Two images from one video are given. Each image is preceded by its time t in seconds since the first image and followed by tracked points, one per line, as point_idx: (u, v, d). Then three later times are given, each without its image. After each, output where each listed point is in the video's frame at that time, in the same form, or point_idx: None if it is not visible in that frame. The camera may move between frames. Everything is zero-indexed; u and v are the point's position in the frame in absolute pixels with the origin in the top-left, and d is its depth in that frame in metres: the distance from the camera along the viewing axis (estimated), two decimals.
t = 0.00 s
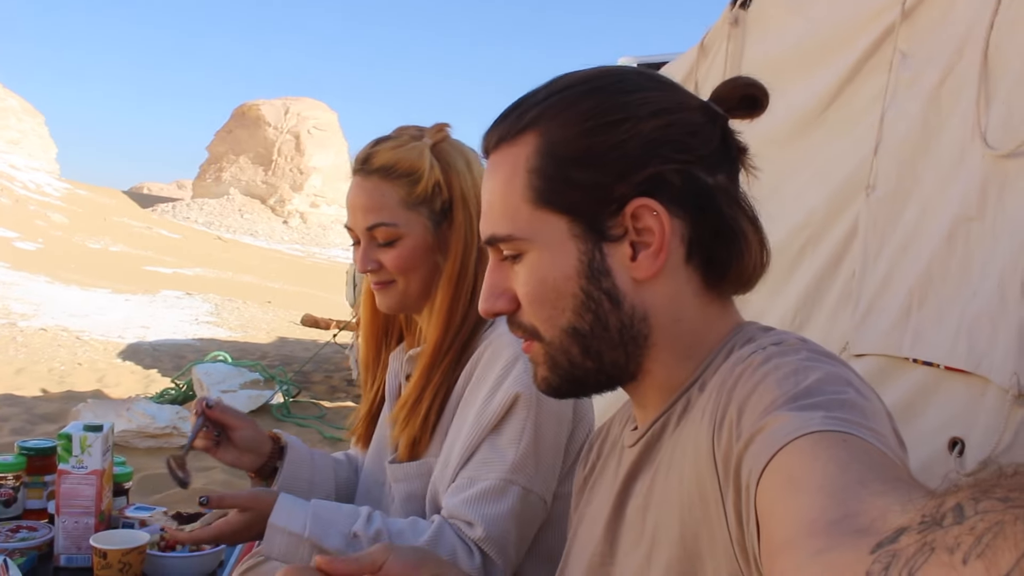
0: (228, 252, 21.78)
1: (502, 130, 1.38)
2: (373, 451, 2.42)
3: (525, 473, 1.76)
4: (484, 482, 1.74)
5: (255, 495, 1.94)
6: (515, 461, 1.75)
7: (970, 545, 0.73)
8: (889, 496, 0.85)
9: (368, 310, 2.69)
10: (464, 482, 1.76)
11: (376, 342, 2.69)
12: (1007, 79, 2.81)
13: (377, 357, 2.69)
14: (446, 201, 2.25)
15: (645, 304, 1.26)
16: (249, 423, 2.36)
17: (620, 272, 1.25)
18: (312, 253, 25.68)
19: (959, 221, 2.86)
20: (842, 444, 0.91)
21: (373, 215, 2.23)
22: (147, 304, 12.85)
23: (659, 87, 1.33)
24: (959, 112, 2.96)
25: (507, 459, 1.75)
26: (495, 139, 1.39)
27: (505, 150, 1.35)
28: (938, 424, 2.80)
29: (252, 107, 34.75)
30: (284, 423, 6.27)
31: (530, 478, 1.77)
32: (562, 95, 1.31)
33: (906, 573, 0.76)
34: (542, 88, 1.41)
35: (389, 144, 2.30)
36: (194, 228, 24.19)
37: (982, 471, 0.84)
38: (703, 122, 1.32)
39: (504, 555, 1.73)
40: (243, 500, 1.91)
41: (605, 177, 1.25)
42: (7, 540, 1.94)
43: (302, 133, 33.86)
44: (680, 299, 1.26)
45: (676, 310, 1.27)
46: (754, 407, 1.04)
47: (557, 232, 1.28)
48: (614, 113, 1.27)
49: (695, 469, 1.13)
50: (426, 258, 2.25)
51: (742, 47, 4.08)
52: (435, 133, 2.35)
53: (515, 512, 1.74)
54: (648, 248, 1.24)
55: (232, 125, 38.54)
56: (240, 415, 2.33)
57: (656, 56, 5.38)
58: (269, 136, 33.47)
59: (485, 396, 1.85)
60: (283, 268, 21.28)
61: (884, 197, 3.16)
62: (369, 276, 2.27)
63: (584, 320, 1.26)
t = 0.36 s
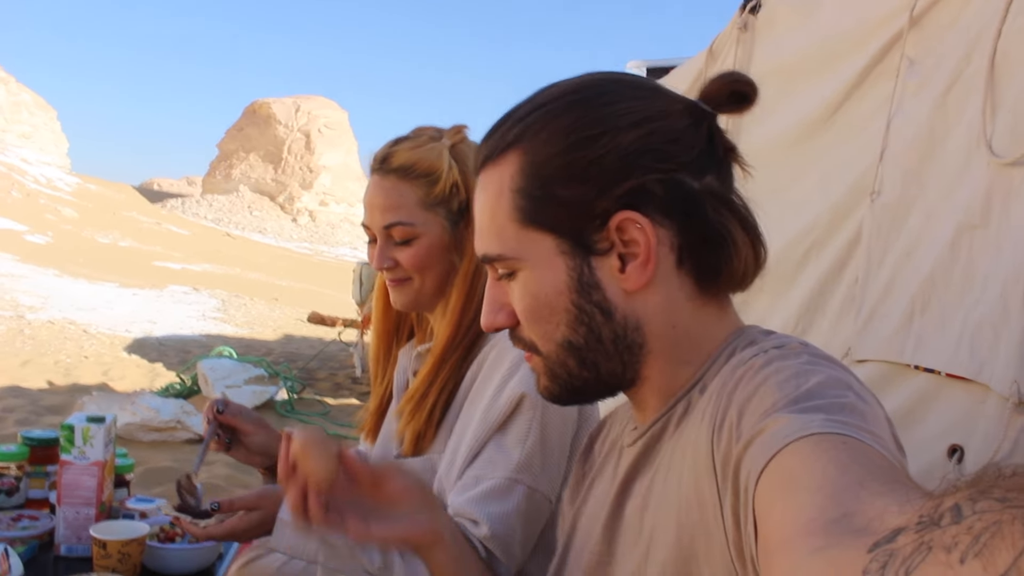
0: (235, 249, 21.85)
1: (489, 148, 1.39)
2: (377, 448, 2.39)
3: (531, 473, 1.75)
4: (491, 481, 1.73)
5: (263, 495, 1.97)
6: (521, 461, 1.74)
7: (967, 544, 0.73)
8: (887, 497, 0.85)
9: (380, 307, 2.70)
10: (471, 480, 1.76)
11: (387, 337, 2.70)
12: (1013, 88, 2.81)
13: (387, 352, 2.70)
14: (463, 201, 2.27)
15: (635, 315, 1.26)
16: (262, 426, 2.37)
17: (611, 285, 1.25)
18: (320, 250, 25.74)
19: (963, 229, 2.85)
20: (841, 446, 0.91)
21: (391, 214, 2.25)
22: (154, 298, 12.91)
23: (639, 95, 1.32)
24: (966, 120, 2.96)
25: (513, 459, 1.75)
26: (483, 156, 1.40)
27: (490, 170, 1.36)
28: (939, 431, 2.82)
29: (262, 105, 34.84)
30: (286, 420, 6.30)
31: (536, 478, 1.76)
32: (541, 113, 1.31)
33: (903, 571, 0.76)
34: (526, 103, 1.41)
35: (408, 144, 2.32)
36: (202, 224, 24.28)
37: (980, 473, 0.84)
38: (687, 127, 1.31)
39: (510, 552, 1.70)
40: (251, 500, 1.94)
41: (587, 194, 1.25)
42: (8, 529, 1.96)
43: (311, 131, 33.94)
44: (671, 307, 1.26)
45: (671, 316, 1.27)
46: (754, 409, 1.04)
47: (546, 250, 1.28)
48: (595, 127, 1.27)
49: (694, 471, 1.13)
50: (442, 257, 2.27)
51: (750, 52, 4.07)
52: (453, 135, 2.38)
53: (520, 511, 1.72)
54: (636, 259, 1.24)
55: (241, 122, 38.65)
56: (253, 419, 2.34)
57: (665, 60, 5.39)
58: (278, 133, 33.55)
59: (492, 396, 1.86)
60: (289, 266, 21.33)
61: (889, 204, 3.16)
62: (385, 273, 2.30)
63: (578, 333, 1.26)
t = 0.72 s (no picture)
0: (234, 238, 21.81)
1: (436, 195, 1.41)
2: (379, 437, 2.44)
3: (532, 459, 1.75)
4: (491, 467, 1.74)
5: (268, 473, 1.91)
6: (522, 447, 1.74)
7: (959, 535, 0.74)
8: (878, 489, 0.86)
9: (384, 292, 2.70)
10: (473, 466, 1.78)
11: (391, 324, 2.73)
12: (1015, 86, 2.81)
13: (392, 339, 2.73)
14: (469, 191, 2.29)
15: (618, 312, 1.25)
16: (261, 410, 2.36)
17: (587, 288, 1.24)
18: (319, 241, 25.72)
19: (963, 227, 2.85)
20: (832, 437, 0.92)
21: (397, 201, 2.27)
22: (152, 287, 12.89)
23: (562, 101, 1.34)
24: (967, 118, 2.95)
25: (514, 445, 1.75)
26: (433, 205, 1.42)
27: (444, 216, 1.38)
28: (936, 428, 2.84)
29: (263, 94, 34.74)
30: (284, 410, 6.30)
31: (538, 464, 1.76)
32: (476, 147, 1.34)
33: (895, 561, 0.76)
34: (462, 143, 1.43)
35: (416, 133, 2.33)
36: (201, 213, 24.24)
37: (972, 465, 0.84)
38: (618, 119, 1.32)
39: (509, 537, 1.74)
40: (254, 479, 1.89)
41: (540, 209, 1.26)
42: (5, 513, 1.96)
43: (311, 122, 33.86)
44: (649, 300, 1.26)
45: (651, 309, 1.26)
46: (745, 400, 1.05)
47: (516, 270, 1.28)
48: (529, 143, 1.29)
49: (685, 462, 1.14)
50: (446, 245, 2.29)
51: (752, 48, 4.06)
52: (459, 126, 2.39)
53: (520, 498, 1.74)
54: (606, 258, 1.23)
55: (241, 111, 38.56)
56: (252, 402, 2.33)
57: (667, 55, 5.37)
58: (278, 123, 33.47)
59: (494, 383, 1.86)
60: (288, 256, 21.31)
61: (889, 201, 3.16)
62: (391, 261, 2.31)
63: (568, 346, 1.26)
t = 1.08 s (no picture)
0: (239, 242, 21.85)
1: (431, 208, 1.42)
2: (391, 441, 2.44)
3: (542, 455, 1.75)
4: (502, 463, 1.75)
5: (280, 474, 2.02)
6: (531, 443, 1.74)
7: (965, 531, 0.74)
8: (884, 482, 0.86)
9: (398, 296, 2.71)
10: (484, 463, 1.78)
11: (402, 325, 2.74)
12: (1018, 73, 2.79)
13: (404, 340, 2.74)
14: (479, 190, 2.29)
15: (615, 311, 1.25)
16: (273, 410, 2.38)
17: (584, 290, 1.24)
18: (324, 243, 25.75)
19: (968, 215, 2.84)
20: (836, 430, 0.92)
21: (409, 200, 2.28)
22: (159, 292, 12.92)
23: (546, 106, 1.34)
24: (970, 106, 2.94)
25: (524, 441, 1.75)
26: (428, 219, 1.43)
27: (439, 229, 1.39)
28: (945, 417, 2.84)
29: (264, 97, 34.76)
30: (293, 412, 6.32)
31: (548, 459, 1.76)
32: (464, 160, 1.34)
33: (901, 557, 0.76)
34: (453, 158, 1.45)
35: (427, 133, 2.34)
36: (205, 218, 24.28)
37: (977, 457, 0.84)
38: (602, 119, 1.32)
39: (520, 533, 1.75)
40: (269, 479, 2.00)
41: (529, 214, 1.26)
42: (19, 521, 1.98)
43: (313, 124, 33.88)
44: (646, 295, 1.25)
45: (650, 305, 1.26)
46: (749, 395, 1.05)
47: (512, 277, 1.29)
48: (515, 150, 1.29)
49: (690, 458, 1.15)
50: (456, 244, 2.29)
51: (753, 40, 4.05)
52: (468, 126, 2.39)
53: (530, 493, 1.74)
54: (600, 257, 1.23)
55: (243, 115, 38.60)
56: (262, 401, 2.35)
57: (668, 48, 5.36)
58: (280, 126, 33.49)
59: (503, 381, 1.86)
60: (293, 258, 21.34)
61: (893, 191, 3.15)
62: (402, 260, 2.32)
63: (569, 349, 1.26)
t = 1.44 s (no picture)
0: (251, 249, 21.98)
1: (455, 177, 1.42)
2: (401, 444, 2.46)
3: (550, 458, 1.76)
4: (510, 467, 1.75)
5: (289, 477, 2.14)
6: (540, 446, 1.76)
7: (968, 534, 0.74)
8: (888, 484, 0.86)
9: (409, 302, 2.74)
10: (492, 467, 1.78)
11: (413, 331, 2.76)
12: None
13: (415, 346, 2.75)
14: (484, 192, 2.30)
15: (626, 309, 1.26)
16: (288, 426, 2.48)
17: (595, 282, 1.25)
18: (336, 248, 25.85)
19: (976, 214, 2.83)
20: (840, 433, 0.92)
21: (415, 205, 2.29)
22: (173, 299, 13.02)
23: (583, 93, 1.33)
24: (978, 103, 2.93)
25: (532, 444, 1.76)
26: (451, 188, 1.43)
27: (461, 200, 1.39)
28: (955, 417, 2.83)
29: (275, 105, 34.96)
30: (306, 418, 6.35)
31: (556, 462, 1.77)
32: (495, 135, 1.34)
33: (904, 560, 0.76)
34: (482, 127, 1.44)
35: (432, 138, 2.35)
36: (218, 225, 24.44)
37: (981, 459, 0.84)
38: (638, 117, 1.32)
39: (530, 536, 1.75)
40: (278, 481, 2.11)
41: (552, 200, 1.26)
42: (34, 527, 2.00)
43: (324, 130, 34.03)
44: (658, 296, 1.26)
45: (660, 307, 1.27)
46: (753, 397, 1.06)
47: (525, 260, 1.29)
48: (548, 134, 1.29)
49: (695, 462, 1.15)
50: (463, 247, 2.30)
51: (760, 41, 4.05)
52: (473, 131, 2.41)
53: (539, 496, 1.74)
54: (615, 254, 1.24)
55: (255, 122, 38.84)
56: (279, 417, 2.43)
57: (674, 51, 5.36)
58: (292, 133, 33.67)
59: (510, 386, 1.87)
60: (305, 265, 21.43)
61: (901, 190, 3.14)
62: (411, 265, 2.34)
63: (573, 338, 1.27)
